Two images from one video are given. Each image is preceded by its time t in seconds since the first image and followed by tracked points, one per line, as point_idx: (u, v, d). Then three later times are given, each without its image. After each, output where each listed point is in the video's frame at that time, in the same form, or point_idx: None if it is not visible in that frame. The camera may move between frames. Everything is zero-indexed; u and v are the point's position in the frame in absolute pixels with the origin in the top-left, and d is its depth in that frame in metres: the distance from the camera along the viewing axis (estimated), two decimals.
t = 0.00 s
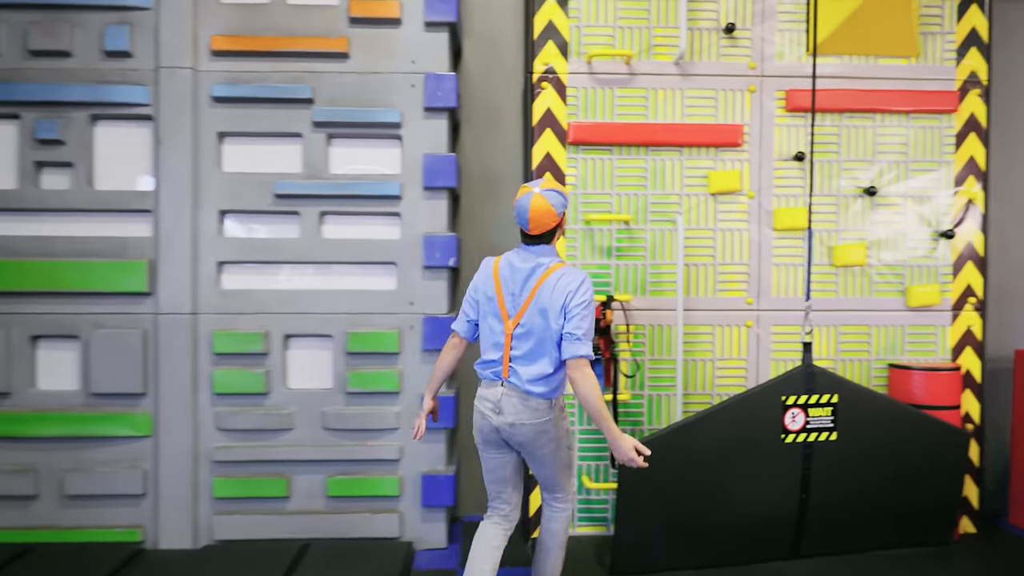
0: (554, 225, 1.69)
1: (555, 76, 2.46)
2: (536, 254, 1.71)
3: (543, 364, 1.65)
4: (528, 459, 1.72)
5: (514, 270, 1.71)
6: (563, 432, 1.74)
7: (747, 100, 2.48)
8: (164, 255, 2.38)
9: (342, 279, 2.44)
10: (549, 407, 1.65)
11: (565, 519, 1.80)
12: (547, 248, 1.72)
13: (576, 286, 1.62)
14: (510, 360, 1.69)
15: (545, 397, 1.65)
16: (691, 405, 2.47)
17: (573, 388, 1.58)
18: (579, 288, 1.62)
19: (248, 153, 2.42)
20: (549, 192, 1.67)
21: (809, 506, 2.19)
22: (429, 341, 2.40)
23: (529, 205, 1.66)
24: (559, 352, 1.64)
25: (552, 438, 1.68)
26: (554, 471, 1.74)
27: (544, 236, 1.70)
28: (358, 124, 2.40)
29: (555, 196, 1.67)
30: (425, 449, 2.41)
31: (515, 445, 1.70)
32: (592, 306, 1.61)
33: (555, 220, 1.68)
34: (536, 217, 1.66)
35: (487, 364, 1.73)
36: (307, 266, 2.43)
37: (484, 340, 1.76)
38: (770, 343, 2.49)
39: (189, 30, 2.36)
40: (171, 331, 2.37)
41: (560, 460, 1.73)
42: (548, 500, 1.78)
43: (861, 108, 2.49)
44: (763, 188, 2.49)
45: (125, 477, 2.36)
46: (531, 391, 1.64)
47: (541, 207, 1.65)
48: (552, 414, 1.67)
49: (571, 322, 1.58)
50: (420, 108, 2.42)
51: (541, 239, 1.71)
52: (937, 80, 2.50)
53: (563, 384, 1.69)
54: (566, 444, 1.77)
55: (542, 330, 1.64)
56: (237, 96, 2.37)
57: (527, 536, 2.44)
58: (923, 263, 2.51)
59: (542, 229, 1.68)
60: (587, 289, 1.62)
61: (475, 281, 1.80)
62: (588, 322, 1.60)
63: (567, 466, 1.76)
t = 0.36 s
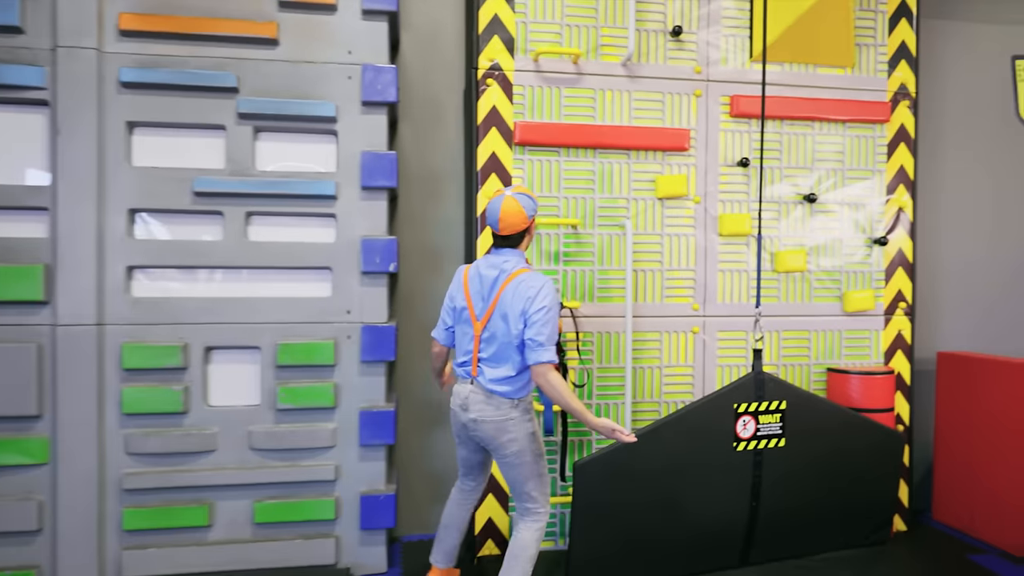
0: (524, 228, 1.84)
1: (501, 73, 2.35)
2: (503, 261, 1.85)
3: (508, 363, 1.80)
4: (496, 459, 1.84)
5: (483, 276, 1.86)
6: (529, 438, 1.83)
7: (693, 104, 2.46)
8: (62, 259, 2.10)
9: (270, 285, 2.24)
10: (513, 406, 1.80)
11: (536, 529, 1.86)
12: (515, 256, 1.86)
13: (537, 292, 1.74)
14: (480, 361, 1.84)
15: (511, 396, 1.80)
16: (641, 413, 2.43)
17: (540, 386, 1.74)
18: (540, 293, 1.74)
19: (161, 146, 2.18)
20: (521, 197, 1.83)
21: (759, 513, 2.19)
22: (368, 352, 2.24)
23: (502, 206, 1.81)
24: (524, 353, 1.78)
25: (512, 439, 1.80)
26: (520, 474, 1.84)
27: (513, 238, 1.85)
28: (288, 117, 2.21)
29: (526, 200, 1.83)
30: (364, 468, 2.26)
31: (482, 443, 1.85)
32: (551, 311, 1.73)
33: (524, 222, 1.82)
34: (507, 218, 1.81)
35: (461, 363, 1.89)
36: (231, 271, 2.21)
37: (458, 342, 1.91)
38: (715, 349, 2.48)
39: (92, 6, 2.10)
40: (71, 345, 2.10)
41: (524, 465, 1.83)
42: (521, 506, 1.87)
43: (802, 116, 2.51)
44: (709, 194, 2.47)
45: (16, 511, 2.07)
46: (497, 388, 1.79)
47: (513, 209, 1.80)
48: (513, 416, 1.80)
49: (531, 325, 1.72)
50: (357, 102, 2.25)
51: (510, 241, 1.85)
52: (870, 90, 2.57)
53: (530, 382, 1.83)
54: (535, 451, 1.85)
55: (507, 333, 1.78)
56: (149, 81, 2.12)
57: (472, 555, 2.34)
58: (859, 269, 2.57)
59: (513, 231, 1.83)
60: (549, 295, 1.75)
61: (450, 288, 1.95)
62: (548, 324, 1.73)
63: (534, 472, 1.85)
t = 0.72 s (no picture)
0: (453, 240, 1.95)
1: (463, 66, 2.22)
2: (429, 275, 1.94)
3: (422, 370, 1.89)
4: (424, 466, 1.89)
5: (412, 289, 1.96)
6: (446, 441, 1.85)
7: (660, 104, 2.39)
8: None
9: (212, 292, 2.04)
10: (422, 411, 1.87)
11: (480, 539, 1.82)
12: (444, 269, 1.94)
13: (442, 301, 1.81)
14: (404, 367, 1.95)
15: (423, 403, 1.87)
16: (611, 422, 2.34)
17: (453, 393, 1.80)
18: (447, 303, 1.80)
19: (86, 137, 1.95)
20: (458, 213, 1.94)
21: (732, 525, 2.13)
22: (321, 363, 2.08)
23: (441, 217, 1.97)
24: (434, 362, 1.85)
25: (423, 443, 1.85)
26: (447, 481, 1.85)
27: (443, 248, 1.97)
28: (232, 108, 2.02)
29: (463, 217, 1.93)
30: (317, 489, 2.09)
31: (409, 450, 1.92)
32: (450, 318, 1.78)
33: (453, 233, 1.94)
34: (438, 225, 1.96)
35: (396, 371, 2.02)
36: (167, 277, 2.01)
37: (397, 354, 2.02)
38: (683, 355, 2.42)
39: None
40: None
41: (446, 470, 1.84)
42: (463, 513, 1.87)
43: (767, 118, 2.48)
44: (676, 196, 2.42)
45: None
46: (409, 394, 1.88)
47: (443, 216, 1.94)
48: (425, 419, 1.86)
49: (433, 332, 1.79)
50: (308, 93, 2.08)
51: (441, 251, 1.98)
52: (832, 94, 2.56)
53: (447, 393, 1.88)
54: (459, 455, 1.86)
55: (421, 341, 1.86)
56: (72, 65, 1.89)
57: None
58: (821, 273, 2.56)
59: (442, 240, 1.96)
60: (456, 306, 1.80)
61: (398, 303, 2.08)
62: (451, 333, 1.77)
63: (464, 476, 1.85)
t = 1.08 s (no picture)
0: (399, 241, 1.86)
1: (446, 57, 2.09)
2: (380, 279, 1.88)
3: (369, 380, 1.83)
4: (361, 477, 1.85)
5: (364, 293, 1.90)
6: (384, 456, 1.81)
7: (648, 101, 2.31)
8: None
9: (175, 297, 1.88)
10: (366, 422, 1.82)
11: (381, 562, 1.78)
12: (395, 274, 1.88)
13: (391, 308, 1.75)
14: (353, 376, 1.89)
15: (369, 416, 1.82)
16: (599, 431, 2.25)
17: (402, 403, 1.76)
18: (396, 312, 1.74)
19: (30, 125, 1.77)
20: (408, 214, 1.87)
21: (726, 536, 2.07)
22: (295, 373, 1.93)
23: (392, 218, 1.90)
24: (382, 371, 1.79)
25: (360, 453, 1.82)
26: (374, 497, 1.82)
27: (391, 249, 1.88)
28: (197, 97, 1.85)
29: (412, 218, 1.86)
30: (289, 508, 1.94)
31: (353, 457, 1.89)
32: (398, 327, 1.72)
33: (400, 234, 1.85)
34: (388, 225, 1.89)
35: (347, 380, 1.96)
36: (124, 280, 1.83)
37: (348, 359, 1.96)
38: (671, 360, 2.35)
39: None
40: None
41: (374, 485, 1.81)
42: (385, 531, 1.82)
43: (755, 118, 2.43)
44: (665, 197, 2.34)
45: None
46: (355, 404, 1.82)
47: (394, 215, 1.88)
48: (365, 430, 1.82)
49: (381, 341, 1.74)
50: (280, 81, 1.93)
51: (388, 253, 1.89)
52: (817, 94, 2.53)
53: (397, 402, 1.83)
54: (392, 473, 1.81)
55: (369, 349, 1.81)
56: (15, 45, 1.71)
57: None
58: (807, 275, 2.53)
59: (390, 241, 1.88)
60: (406, 315, 1.74)
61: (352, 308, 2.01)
62: (399, 341, 1.72)
63: (390, 495, 1.81)
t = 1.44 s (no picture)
0: (390, 232, 1.73)
1: (449, 47, 1.99)
2: (364, 276, 1.72)
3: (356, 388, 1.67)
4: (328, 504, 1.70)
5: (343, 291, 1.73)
6: (352, 486, 1.65)
7: (656, 96, 2.24)
8: None
9: (161, 300, 1.75)
10: (338, 444, 1.65)
11: None
12: (382, 270, 1.73)
13: (387, 311, 1.60)
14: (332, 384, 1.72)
15: (353, 428, 1.66)
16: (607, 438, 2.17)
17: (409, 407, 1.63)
18: (394, 315, 1.59)
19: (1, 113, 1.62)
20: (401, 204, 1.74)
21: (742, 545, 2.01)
22: (291, 381, 1.81)
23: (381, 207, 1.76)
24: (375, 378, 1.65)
25: (327, 480, 1.66)
26: (336, 527, 1.67)
27: (379, 242, 1.74)
28: (185, 85, 1.72)
29: (406, 209, 1.73)
30: (284, 524, 1.83)
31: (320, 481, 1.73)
32: (400, 332, 1.59)
33: (393, 225, 1.72)
34: (377, 213, 1.74)
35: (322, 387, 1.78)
36: (105, 281, 1.70)
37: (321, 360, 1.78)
38: (679, 364, 2.28)
39: None
40: None
41: (337, 516, 1.65)
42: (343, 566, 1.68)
43: (762, 115, 2.37)
44: (672, 195, 2.27)
45: None
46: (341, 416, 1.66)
47: (386, 203, 1.73)
48: (336, 455, 1.65)
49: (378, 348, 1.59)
50: (275, 69, 1.80)
51: (375, 246, 1.75)
52: (824, 91, 2.48)
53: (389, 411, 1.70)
54: (359, 506, 1.65)
55: (357, 354, 1.65)
56: None
57: None
58: (814, 276, 2.48)
59: (378, 232, 1.74)
60: (405, 319, 1.60)
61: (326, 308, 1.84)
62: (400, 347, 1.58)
63: (353, 528, 1.65)
